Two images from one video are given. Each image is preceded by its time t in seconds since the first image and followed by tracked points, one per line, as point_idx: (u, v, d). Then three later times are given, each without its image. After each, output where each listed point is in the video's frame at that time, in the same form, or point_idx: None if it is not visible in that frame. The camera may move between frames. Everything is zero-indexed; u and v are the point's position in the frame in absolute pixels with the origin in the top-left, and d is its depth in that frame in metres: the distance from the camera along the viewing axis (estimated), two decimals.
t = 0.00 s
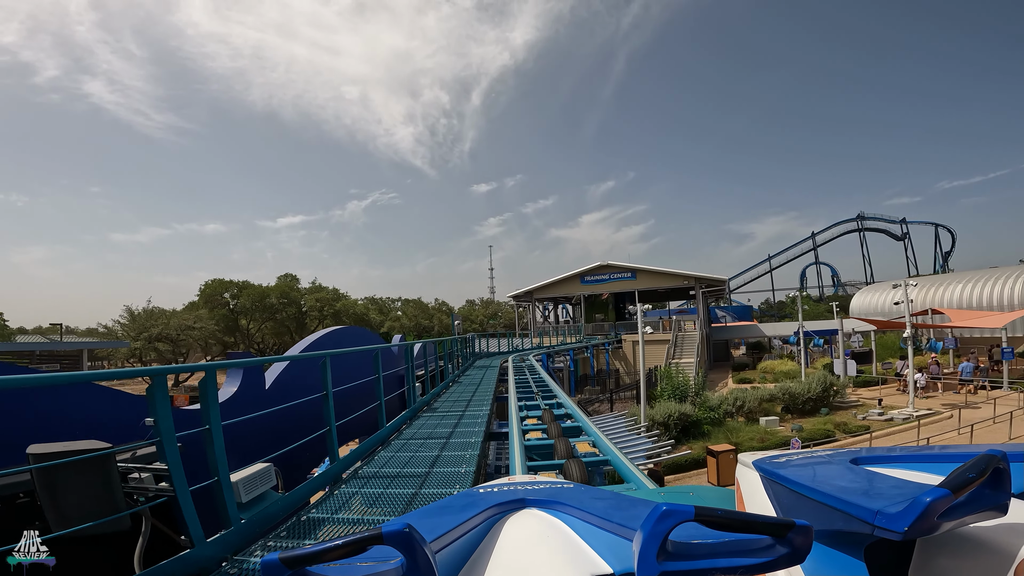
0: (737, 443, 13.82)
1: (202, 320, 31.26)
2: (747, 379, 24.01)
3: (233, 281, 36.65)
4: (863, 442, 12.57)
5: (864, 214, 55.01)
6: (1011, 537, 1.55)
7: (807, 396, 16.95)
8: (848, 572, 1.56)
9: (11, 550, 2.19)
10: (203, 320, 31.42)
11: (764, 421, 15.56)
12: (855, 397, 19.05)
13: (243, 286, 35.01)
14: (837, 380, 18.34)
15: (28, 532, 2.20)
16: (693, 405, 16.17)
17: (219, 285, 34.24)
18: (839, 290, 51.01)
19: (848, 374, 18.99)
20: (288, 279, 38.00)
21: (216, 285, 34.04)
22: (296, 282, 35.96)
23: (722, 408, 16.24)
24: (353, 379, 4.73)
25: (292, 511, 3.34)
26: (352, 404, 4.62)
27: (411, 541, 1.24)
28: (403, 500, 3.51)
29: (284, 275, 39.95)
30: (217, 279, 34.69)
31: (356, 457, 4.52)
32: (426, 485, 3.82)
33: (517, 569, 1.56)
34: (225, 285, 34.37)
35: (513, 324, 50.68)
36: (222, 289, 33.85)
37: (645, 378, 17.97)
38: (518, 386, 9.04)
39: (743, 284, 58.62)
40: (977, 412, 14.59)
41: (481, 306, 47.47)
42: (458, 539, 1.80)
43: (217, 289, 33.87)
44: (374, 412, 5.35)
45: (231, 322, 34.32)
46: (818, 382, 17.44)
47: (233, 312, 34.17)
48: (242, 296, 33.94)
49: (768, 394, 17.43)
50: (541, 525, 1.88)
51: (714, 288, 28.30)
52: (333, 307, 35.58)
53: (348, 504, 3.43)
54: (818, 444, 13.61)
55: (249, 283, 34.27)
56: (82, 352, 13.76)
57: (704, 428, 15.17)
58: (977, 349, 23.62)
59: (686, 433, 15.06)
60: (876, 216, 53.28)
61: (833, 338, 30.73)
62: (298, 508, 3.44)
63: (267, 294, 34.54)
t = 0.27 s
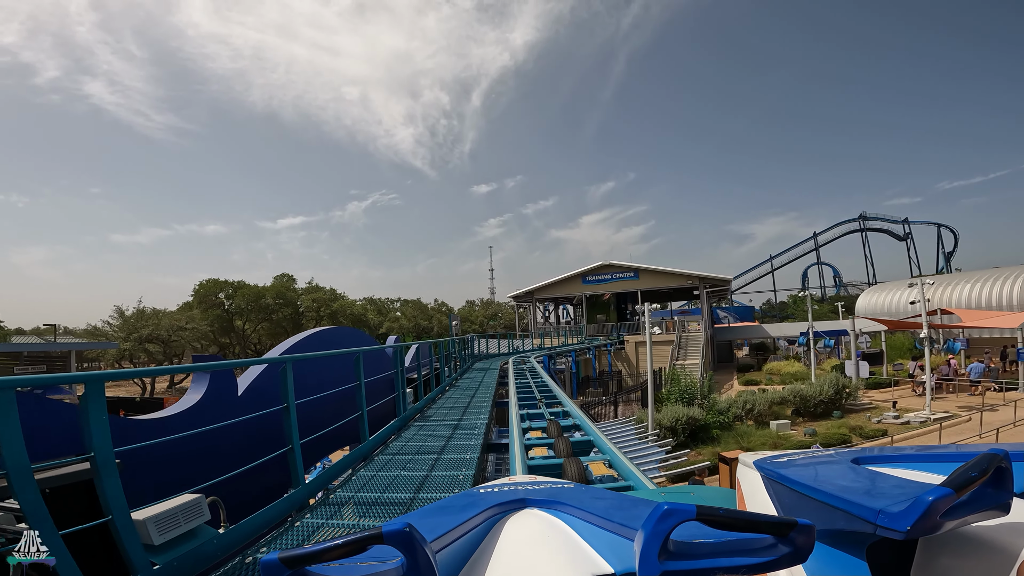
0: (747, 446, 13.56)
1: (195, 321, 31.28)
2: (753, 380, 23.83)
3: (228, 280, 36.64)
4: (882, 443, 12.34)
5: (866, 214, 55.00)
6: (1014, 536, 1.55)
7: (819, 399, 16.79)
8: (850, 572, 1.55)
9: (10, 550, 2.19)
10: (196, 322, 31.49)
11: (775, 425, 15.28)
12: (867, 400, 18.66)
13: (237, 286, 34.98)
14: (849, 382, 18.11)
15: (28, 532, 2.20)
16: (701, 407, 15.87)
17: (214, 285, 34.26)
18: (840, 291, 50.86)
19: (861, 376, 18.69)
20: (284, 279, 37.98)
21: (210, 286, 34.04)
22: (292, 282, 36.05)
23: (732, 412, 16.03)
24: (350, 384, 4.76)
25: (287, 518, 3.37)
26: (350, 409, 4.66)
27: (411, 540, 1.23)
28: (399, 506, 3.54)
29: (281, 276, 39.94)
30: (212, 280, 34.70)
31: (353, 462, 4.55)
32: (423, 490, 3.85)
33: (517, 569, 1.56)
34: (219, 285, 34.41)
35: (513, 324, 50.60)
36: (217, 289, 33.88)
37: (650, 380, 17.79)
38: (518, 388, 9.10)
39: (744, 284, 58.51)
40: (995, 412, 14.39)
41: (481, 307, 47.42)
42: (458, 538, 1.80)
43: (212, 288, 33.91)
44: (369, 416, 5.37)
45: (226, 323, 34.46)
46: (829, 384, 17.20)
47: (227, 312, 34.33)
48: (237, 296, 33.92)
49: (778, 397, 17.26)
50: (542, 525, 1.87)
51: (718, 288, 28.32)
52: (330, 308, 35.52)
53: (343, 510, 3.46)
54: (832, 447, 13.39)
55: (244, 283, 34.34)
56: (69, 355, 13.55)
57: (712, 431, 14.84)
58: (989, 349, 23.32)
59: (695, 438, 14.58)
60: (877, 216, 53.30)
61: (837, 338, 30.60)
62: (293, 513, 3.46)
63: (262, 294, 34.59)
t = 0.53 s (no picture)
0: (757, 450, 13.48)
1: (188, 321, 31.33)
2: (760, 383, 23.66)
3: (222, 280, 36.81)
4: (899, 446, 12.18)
5: (868, 214, 54.88)
6: (1011, 536, 1.56)
7: (831, 401, 16.61)
8: (848, 572, 1.56)
9: (12, 550, 2.21)
10: (189, 324, 31.55)
11: (787, 430, 15.12)
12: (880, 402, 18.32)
13: (232, 286, 35.12)
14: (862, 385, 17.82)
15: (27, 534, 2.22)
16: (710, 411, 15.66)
17: (209, 285, 34.38)
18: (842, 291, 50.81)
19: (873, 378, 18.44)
20: (281, 279, 37.97)
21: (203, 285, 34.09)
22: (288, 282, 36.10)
23: (742, 417, 15.86)
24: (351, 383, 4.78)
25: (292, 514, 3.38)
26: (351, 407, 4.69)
27: (411, 540, 1.24)
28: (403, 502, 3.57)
29: (278, 276, 40.01)
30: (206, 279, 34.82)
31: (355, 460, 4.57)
32: (426, 487, 3.87)
33: (516, 569, 1.57)
34: (213, 285, 34.53)
35: (513, 325, 50.51)
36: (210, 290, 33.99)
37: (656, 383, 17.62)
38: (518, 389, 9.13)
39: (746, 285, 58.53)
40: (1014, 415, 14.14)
41: (481, 308, 47.48)
42: (459, 539, 1.80)
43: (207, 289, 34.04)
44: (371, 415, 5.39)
45: (220, 323, 34.63)
46: (842, 387, 16.95)
47: (222, 313, 34.54)
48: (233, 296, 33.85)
49: (790, 400, 17.04)
50: (541, 525, 1.88)
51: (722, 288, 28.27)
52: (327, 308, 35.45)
53: (347, 507, 3.47)
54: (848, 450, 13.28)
55: (239, 283, 34.42)
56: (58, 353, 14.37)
57: (723, 437, 14.75)
58: (1002, 350, 23.01)
59: (703, 443, 14.54)
60: (880, 216, 53.16)
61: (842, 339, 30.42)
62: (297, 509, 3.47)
63: (258, 294, 34.65)
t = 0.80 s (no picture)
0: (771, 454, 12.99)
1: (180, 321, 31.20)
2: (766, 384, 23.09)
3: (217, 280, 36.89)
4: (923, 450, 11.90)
5: (871, 213, 54.81)
6: (1009, 535, 1.56)
7: (845, 404, 15.97)
8: (846, 572, 1.57)
9: (14, 549, 2.23)
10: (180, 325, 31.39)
11: (800, 433, 14.50)
12: (894, 405, 17.72)
13: (227, 286, 35.14)
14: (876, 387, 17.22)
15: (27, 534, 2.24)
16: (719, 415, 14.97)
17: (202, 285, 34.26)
18: (844, 291, 50.67)
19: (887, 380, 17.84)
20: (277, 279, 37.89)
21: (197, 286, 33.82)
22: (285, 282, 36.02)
23: (754, 420, 15.27)
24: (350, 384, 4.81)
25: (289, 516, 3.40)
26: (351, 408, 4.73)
27: (411, 540, 1.24)
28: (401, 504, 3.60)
29: (276, 276, 39.98)
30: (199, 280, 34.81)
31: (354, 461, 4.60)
32: (424, 489, 3.90)
33: (516, 569, 1.57)
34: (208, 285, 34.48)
35: (513, 325, 50.42)
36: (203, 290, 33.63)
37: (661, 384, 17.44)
38: (518, 390, 9.18)
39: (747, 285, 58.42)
40: None
41: (481, 308, 47.47)
42: (458, 539, 1.81)
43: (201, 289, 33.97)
44: (370, 417, 5.42)
45: (214, 322, 34.56)
46: (856, 389, 16.35)
47: (216, 313, 34.39)
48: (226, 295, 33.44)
49: (803, 400, 16.34)
50: (540, 525, 1.89)
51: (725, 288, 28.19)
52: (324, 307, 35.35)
53: (345, 510, 3.50)
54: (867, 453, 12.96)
55: (233, 283, 34.33)
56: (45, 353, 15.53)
57: (733, 442, 14.13)
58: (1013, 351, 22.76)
59: (713, 449, 13.93)
60: (882, 216, 53.01)
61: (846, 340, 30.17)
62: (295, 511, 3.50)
63: (253, 294, 34.55)
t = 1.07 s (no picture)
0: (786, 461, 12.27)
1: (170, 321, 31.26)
2: (774, 386, 22.41)
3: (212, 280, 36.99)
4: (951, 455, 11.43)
5: (873, 213, 54.81)
6: (1010, 536, 1.55)
7: (862, 408, 15.05)
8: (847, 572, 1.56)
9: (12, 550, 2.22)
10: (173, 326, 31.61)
11: (813, 438, 13.70)
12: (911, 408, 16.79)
13: (221, 286, 35.27)
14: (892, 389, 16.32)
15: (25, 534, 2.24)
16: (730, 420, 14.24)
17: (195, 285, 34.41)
18: (846, 291, 50.50)
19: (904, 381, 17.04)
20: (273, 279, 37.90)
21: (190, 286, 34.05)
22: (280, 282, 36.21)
23: (766, 424, 14.43)
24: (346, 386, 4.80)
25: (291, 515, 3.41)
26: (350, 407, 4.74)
27: (409, 542, 1.24)
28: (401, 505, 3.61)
29: (272, 275, 39.98)
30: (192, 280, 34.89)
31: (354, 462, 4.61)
32: (424, 491, 3.92)
33: (515, 569, 1.57)
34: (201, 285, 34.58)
35: (513, 325, 50.33)
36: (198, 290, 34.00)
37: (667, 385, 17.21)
38: (519, 390, 9.18)
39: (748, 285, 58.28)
40: None
41: (481, 309, 47.48)
42: (456, 540, 1.80)
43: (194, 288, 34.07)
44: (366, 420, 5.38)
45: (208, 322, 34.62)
46: (872, 391, 15.45)
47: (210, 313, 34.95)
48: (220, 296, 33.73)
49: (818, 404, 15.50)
50: (539, 526, 1.88)
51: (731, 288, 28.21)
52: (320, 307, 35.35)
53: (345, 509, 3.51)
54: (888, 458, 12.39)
55: (226, 284, 34.45)
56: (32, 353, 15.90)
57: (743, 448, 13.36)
58: None
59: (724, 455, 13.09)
60: (884, 216, 52.85)
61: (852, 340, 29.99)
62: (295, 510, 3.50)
63: (247, 294, 34.58)
